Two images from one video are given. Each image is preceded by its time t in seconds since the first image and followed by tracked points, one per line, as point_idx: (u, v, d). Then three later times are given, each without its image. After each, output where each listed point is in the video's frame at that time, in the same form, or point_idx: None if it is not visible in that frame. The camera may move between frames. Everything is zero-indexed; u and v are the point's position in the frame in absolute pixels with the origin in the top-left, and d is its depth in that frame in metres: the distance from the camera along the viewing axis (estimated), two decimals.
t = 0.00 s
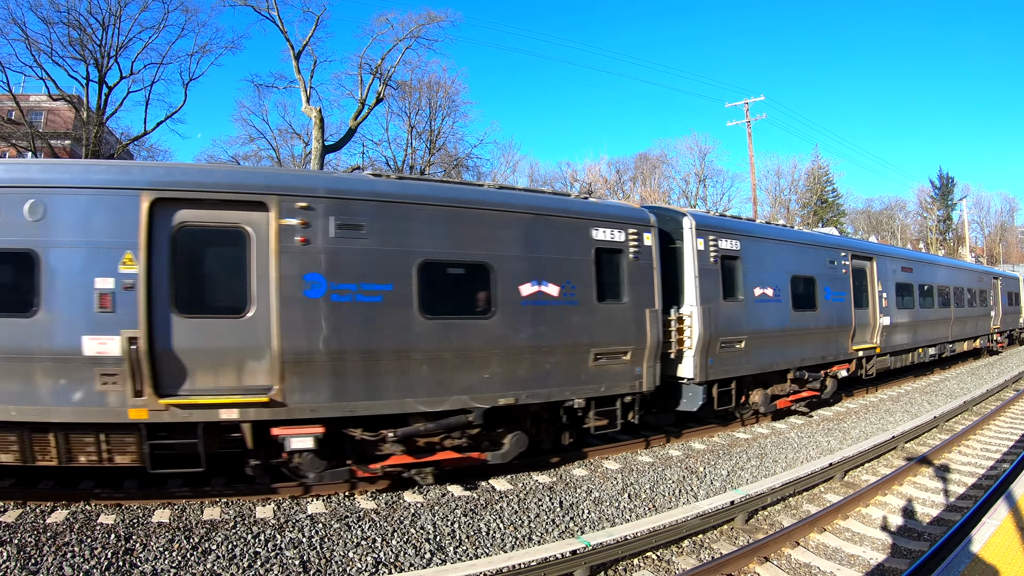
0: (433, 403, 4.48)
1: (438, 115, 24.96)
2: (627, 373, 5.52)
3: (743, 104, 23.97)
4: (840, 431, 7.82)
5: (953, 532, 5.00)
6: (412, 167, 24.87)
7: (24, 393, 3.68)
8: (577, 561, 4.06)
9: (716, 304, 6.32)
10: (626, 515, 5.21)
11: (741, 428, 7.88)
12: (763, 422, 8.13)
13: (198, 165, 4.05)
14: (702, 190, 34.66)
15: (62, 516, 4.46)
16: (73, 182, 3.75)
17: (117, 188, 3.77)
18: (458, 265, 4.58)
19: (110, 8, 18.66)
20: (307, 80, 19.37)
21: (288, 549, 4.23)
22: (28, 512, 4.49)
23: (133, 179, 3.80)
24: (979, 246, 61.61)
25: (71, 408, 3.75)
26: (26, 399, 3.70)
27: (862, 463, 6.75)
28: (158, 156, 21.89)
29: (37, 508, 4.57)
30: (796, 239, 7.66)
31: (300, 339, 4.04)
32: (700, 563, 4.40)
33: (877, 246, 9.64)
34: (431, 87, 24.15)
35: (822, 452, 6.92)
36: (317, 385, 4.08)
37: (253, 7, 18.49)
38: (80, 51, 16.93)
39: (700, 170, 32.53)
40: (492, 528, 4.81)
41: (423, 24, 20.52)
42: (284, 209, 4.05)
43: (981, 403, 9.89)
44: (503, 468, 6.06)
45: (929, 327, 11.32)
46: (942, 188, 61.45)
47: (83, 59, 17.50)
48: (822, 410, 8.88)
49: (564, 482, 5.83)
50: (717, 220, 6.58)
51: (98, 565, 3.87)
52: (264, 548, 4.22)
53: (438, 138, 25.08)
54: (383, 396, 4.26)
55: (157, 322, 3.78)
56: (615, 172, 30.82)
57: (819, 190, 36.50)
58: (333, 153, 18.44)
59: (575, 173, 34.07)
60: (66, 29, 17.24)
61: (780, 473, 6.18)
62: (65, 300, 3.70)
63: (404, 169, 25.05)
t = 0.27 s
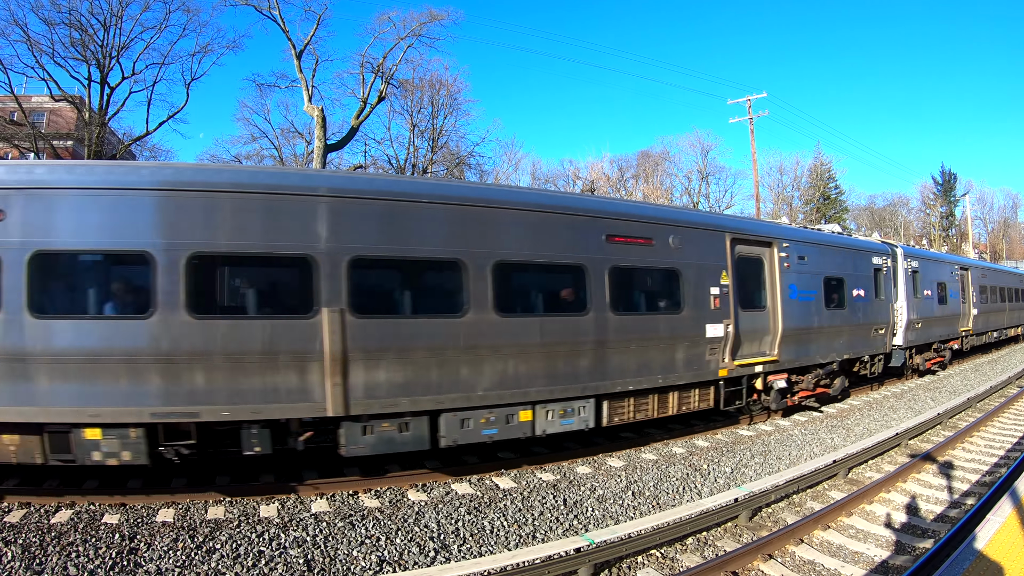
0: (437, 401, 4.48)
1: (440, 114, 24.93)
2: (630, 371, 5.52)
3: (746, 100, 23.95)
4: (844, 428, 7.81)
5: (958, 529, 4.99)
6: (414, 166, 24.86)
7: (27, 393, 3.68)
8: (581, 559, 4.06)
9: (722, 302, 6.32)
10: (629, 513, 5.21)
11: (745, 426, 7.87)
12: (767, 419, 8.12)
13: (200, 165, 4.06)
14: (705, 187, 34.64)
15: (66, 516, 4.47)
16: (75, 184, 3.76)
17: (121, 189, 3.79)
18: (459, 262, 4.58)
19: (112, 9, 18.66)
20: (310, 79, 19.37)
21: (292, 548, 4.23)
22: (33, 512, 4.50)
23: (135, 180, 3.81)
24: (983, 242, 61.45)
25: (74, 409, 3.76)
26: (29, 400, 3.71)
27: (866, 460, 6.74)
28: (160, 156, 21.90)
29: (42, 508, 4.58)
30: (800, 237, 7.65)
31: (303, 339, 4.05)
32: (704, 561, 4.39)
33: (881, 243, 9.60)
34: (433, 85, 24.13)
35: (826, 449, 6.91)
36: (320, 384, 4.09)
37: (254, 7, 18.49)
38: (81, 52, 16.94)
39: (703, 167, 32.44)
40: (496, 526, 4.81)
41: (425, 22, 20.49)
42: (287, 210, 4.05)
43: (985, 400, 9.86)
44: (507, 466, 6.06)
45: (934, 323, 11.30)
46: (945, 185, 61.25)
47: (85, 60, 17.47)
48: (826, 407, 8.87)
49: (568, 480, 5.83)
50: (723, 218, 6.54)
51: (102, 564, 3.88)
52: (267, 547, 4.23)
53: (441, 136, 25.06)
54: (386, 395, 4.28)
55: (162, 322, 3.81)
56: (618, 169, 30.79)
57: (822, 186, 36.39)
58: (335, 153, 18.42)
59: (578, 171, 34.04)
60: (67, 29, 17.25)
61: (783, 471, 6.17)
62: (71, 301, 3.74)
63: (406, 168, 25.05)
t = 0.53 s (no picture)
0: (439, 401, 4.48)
1: (441, 112, 24.93)
2: (633, 370, 5.51)
3: (747, 98, 23.94)
4: (846, 426, 7.81)
5: (961, 527, 4.98)
6: (416, 165, 24.88)
7: (27, 395, 3.67)
8: (584, 558, 4.06)
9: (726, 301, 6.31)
10: (632, 512, 5.21)
11: (748, 424, 7.86)
12: (769, 417, 8.12)
13: (202, 166, 4.05)
14: (707, 186, 34.64)
15: (70, 516, 4.48)
16: (76, 185, 3.75)
17: (121, 188, 3.78)
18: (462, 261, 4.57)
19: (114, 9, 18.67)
20: (312, 79, 19.39)
21: (295, 548, 4.24)
22: (36, 512, 4.51)
23: (137, 180, 3.81)
24: (985, 240, 61.37)
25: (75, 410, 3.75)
26: (29, 402, 3.69)
27: (869, 458, 6.73)
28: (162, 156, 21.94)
29: (45, 508, 4.59)
30: (804, 236, 7.65)
31: (306, 339, 4.05)
32: (707, 560, 4.39)
33: (883, 241, 9.59)
34: (434, 84, 24.14)
35: (829, 447, 6.90)
36: (322, 384, 4.09)
37: (256, 7, 18.50)
38: (83, 53, 16.96)
39: (705, 165, 32.42)
40: (499, 525, 4.81)
41: (426, 21, 20.51)
42: (289, 210, 4.05)
43: (987, 397, 9.86)
44: (509, 465, 6.06)
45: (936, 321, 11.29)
46: (947, 182, 61.15)
47: (87, 60, 17.48)
48: (828, 405, 8.87)
49: (571, 479, 5.83)
50: (726, 217, 6.54)
51: (105, 564, 3.89)
52: (271, 547, 4.23)
53: (443, 135, 25.08)
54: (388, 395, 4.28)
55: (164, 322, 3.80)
56: (619, 168, 30.81)
57: (823, 184, 36.35)
58: (337, 152, 18.43)
59: (579, 169, 34.04)
60: (68, 30, 17.27)
61: (786, 469, 6.17)
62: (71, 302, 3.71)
63: (408, 167, 25.07)
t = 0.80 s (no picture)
0: (441, 400, 4.48)
1: (442, 112, 24.92)
2: (634, 369, 5.51)
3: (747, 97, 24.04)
4: (848, 425, 7.80)
5: (962, 525, 4.98)
6: (417, 164, 24.88)
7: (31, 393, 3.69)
8: (585, 557, 4.06)
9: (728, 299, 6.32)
10: (634, 511, 5.20)
11: (749, 423, 7.85)
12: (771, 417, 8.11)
13: (204, 164, 4.06)
14: (708, 185, 34.64)
15: (71, 516, 4.48)
16: (78, 183, 3.76)
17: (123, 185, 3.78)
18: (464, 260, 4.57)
19: (114, 9, 18.67)
20: (312, 79, 19.40)
21: (296, 547, 4.24)
22: (38, 512, 4.51)
23: (139, 179, 3.81)
24: (986, 240, 61.30)
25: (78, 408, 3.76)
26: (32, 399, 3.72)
27: (870, 457, 6.72)
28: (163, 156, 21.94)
29: (47, 508, 4.59)
30: (805, 235, 7.65)
31: (307, 337, 4.04)
32: (708, 559, 4.39)
33: (883, 240, 9.60)
34: (436, 84, 24.14)
35: (830, 446, 6.90)
36: (324, 383, 4.09)
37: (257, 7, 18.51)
38: (83, 53, 16.98)
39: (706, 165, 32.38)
40: (501, 524, 4.81)
41: (428, 21, 20.51)
42: (291, 208, 4.05)
43: (989, 397, 9.84)
44: (511, 464, 6.06)
45: (938, 321, 11.29)
46: (948, 182, 61.07)
47: (87, 61, 17.46)
48: (830, 405, 8.86)
49: (572, 478, 5.83)
50: (728, 216, 6.54)
51: (107, 564, 3.89)
52: (272, 546, 4.23)
53: (444, 135, 25.07)
54: (389, 394, 4.28)
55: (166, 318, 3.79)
56: (620, 167, 30.81)
57: (825, 184, 36.31)
58: (338, 152, 18.45)
59: (580, 169, 34.02)
60: (70, 30, 17.28)
61: (787, 468, 6.16)
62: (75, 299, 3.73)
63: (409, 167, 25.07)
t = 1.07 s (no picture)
0: (442, 399, 4.48)
1: (443, 112, 24.91)
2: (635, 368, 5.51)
3: (748, 96, 24.04)
4: (849, 425, 7.80)
5: (963, 525, 4.98)
6: (418, 164, 24.88)
7: (33, 393, 3.70)
8: (587, 557, 4.06)
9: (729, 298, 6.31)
10: (635, 510, 5.20)
11: (750, 423, 7.85)
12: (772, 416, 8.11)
13: (204, 164, 4.06)
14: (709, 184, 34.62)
15: (72, 516, 4.48)
16: (78, 183, 3.76)
17: (123, 184, 3.79)
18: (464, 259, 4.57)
19: (115, 9, 18.66)
20: (313, 79, 19.39)
21: (298, 547, 4.24)
22: (39, 512, 4.52)
23: (140, 178, 3.82)
24: (987, 239, 61.26)
25: (80, 408, 3.77)
26: (32, 398, 3.72)
27: (871, 457, 6.72)
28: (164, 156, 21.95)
29: (48, 508, 4.59)
30: (806, 234, 7.66)
31: (309, 336, 4.05)
32: (710, 559, 4.38)
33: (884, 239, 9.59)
34: (436, 83, 24.14)
35: (831, 446, 6.89)
36: (325, 382, 4.10)
37: (258, 6, 18.51)
38: (84, 53, 16.99)
39: (708, 164, 32.37)
40: (502, 524, 4.81)
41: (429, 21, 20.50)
42: (292, 207, 4.06)
43: (990, 396, 9.83)
44: (512, 464, 6.06)
45: (939, 320, 11.29)
46: (949, 181, 61.02)
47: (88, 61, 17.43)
48: (831, 404, 8.86)
49: (573, 478, 5.83)
50: (729, 214, 6.54)
51: (108, 564, 3.89)
52: (274, 546, 4.24)
53: (445, 134, 25.06)
54: (391, 394, 4.29)
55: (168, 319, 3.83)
56: (621, 167, 30.80)
57: (825, 183, 36.29)
58: (339, 152, 18.43)
59: (581, 168, 34.00)
60: (70, 30, 17.28)
61: (789, 468, 6.16)
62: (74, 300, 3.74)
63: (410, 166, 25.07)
